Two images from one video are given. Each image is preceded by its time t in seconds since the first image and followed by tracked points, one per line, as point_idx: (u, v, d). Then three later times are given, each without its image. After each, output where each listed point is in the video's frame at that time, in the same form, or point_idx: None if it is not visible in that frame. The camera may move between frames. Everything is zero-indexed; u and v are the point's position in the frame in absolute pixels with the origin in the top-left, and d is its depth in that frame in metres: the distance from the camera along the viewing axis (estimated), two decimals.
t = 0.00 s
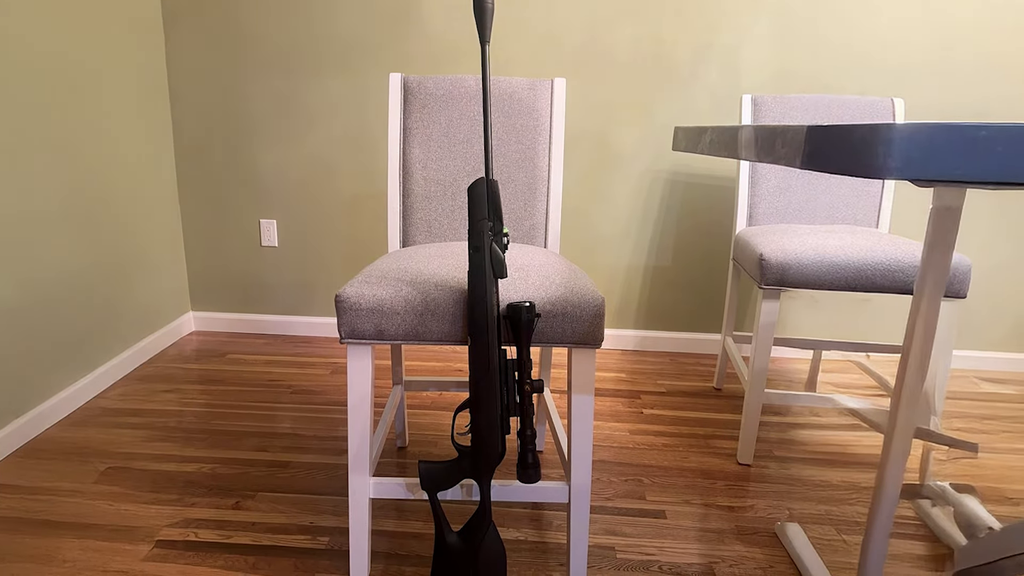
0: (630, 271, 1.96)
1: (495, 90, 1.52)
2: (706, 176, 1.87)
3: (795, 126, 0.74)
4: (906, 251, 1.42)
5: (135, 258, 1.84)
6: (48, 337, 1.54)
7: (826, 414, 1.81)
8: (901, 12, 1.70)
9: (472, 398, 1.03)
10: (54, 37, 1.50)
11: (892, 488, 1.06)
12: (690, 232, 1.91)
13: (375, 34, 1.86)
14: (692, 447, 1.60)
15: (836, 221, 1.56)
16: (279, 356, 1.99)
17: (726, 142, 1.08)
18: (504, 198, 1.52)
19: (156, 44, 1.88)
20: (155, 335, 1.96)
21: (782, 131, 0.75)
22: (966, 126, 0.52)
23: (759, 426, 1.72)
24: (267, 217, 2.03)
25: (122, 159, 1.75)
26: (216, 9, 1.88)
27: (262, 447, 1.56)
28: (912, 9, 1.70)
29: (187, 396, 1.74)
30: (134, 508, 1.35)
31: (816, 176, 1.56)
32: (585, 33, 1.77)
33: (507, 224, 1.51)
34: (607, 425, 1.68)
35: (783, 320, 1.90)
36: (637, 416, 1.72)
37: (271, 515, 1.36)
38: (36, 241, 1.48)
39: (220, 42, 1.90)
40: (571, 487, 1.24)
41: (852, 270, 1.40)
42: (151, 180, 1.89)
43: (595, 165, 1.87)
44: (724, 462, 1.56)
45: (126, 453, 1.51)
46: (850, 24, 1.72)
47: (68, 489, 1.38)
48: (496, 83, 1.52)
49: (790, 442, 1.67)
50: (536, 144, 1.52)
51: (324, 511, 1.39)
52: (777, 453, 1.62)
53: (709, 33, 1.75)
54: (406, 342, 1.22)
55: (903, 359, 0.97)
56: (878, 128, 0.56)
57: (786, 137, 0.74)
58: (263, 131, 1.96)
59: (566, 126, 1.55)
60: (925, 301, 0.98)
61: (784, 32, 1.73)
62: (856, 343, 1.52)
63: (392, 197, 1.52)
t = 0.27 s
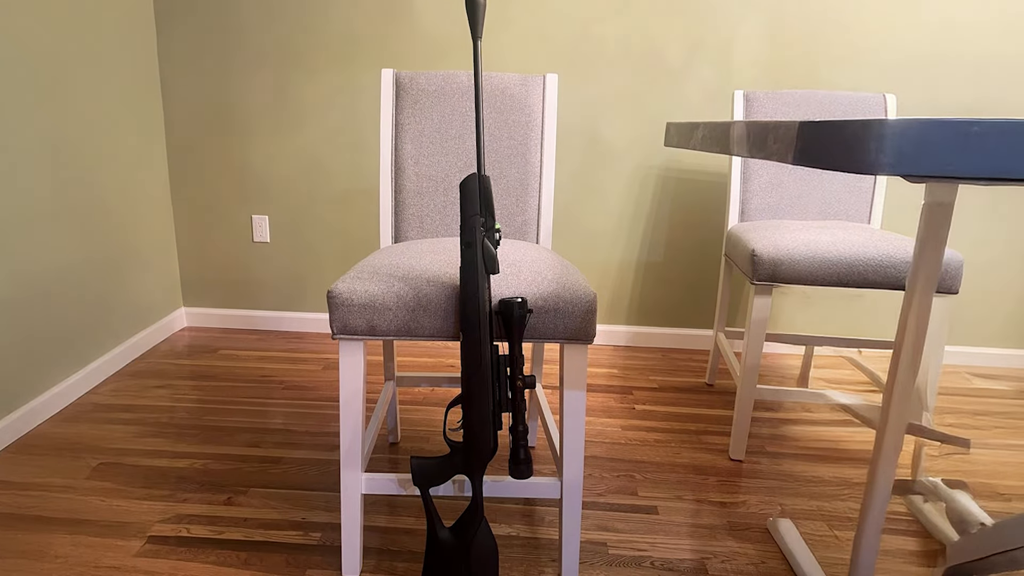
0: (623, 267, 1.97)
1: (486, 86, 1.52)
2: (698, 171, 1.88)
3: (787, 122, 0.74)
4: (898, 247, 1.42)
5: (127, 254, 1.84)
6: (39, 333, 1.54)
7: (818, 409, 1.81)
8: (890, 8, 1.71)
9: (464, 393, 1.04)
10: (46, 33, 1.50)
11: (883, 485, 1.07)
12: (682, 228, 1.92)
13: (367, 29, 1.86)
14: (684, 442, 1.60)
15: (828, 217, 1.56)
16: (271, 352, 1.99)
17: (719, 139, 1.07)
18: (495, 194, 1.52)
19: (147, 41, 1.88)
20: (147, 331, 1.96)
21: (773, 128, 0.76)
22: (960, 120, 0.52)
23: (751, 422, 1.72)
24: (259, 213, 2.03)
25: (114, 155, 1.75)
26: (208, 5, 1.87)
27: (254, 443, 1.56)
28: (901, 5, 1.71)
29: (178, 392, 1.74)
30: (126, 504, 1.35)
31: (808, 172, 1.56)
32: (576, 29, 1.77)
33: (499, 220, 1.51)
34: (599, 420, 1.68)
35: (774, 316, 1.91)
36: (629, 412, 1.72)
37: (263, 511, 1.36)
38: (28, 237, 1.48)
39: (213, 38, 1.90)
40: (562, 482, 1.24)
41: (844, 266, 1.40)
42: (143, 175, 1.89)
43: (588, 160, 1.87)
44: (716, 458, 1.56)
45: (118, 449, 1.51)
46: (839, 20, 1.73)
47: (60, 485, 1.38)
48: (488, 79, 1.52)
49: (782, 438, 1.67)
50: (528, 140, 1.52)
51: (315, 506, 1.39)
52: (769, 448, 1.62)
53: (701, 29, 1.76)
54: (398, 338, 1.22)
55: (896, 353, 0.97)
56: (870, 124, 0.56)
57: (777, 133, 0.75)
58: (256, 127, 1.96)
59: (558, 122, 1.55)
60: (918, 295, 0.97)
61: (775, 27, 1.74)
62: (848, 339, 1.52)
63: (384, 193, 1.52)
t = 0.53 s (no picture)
0: (615, 262, 1.97)
1: (478, 82, 1.51)
2: (690, 167, 1.89)
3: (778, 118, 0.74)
4: (890, 242, 1.43)
5: (119, 250, 1.84)
6: (32, 329, 1.54)
7: (810, 405, 1.81)
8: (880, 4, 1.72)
9: (455, 389, 1.03)
10: (39, 28, 1.49)
11: (875, 482, 1.06)
12: (675, 224, 1.92)
13: (359, 24, 1.86)
14: (676, 438, 1.61)
15: (820, 212, 1.57)
16: (263, 347, 1.99)
17: (710, 133, 1.07)
18: (487, 189, 1.51)
19: (140, 36, 1.88)
20: (139, 326, 1.96)
21: (766, 124, 0.75)
22: (952, 116, 0.53)
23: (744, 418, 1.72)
24: (251, 208, 2.03)
25: (105, 150, 1.75)
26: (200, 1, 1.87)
27: (246, 439, 1.56)
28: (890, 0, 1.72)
29: (170, 387, 1.74)
30: (118, 499, 1.35)
31: (800, 167, 1.56)
32: (568, 25, 1.78)
33: (491, 215, 1.51)
34: (591, 416, 1.69)
35: (767, 311, 1.92)
36: (621, 408, 1.72)
37: (255, 506, 1.36)
38: (21, 232, 1.48)
39: (205, 34, 1.90)
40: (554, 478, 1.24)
41: (836, 262, 1.40)
42: (135, 171, 1.89)
43: (579, 156, 1.88)
44: (708, 454, 1.56)
45: (110, 445, 1.51)
46: (829, 16, 1.74)
47: (51, 481, 1.38)
48: (480, 75, 1.52)
49: (774, 434, 1.67)
50: (520, 135, 1.52)
51: (307, 502, 1.39)
52: (761, 444, 1.62)
53: (693, 25, 1.76)
54: (390, 334, 1.21)
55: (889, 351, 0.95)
56: (864, 118, 0.57)
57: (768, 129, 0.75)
58: (248, 123, 1.96)
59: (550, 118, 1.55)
60: (910, 291, 0.96)
61: (766, 23, 1.75)
62: (839, 334, 1.52)
63: (376, 189, 1.52)
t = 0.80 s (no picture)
0: (607, 257, 1.99)
1: (470, 77, 1.51)
2: (682, 161, 1.90)
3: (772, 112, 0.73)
4: (882, 237, 1.43)
5: (110, 245, 1.84)
6: (24, 324, 1.54)
7: (802, 401, 1.82)
8: None
9: (448, 384, 1.03)
10: (30, 23, 1.49)
11: (868, 475, 1.08)
12: (666, 219, 1.93)
13: (351, 19, 1.87)
14: (668, 433, 1.61)
15: (812, 208, 1.57)
16: (255, 342, 1.99)
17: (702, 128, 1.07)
18: (479, 184, 1.51)
19: (131, 32, 1.88)
20: (131, 322, 1.96)
21: (760, 118, 0.75)
22: (944, 111, 0.53)
23: (736, 413, 1.72)
24: (243, 204, 2.04)
25: (97, 146, 1.75)
26: None
27: (238, 434, 1.56)
28: None
29: (162, 382, 1.74)
30: (110, 495, 1.35)
31: (792, 162, 1.57)
32: (560, 19, 1.79)
33: (482, 210, 1.51)
34: (583, 411, 1.69)
35: (760, 306, 1.93)
36: (613, 403, 1.72)
37: (246, 502, 1.36)
38: (12, 227, 1.47)
39: (197, 29, 1.90)
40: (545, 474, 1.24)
41: (829, 257, 1.40)
42: (128, 167, 1.89)
43: (571, 151, 1.89)
44: (700, 449, 1.56)
45: (102, 440, 1.51)
46: (819, 10, 1.75)
47: (43, 476, 1.38)
48: (472, 70, 1.52)
49: (766, 429, 1.67)
50: (512, 130, 1.52)
51: (299, 497, 1.39)
52: (753, 439, 1.63)
53: (685, 20, 1.77)
54: (382, 329, 1.21)
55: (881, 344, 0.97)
56: (856, 114, 0.57)
57: (762, 124, 0.74)
58: (241, 119, 1.96)
59: (542, 112, 1.55)
60: (901, 286, 0.98)
61: (758, 18, 1.76)
62: (830, 330, 1.53)
63: (368, 184, 1.52)
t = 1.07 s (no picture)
0: (598, 253, 2.02)
1: (462, 73, 1.51)
2: (672, 157, 1.93)
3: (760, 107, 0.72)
4: (872, 233, 1.43)
5: (101, 241, 1.83)
6: (15, 319, 1.54)
7: (793, 396, 1.82)
8: None
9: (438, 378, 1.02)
10: (21, 17, 1.49)
11: (859, 471, 1.04)
12: (657, 214, 1.96)
13: (343, 14, 1.87)
14: (659, 429, 1.61)
15: (802, 203, 1.58)
16: (246, 338, 1.99)
17: (696, 126, 1.05)
18: (470, 180, 1.51)
19: (122, 27, 1.88)
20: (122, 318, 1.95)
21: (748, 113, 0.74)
22: (935, 108, 0.53)
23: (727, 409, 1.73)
24: (234, 199, 2.04)
25: (87, 141, 1.75)
26: None
27: (229, 429, 1.56)
28: None
29: (154, 378, 1.74)
30: (102, 490, 1.34)
31: (783, 158, 1.57)
32: (552, 15, 1.82)
33: (474, 206, 1.51)
34: (575, 407, 1.69)
35: (751, 302, 1.96)
36: (605, 399, 1.73)
37: (238, 497, 1.36)
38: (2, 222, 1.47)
39: (189, 25, 1.90)
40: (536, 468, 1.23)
41: (820, 252, 1.40)
42: (118, 161, 1.89)
43: (564, 146, 1.92)
44: (691, 445, 1.56)
45: (94, 435, 1.51)
46: (807, 8, 1.79)
47: (35, 472, 1.38)
48: (464, 66, 1.52)
49: (757, 425, 1.68)
50: (503, 126, 1.52)
51: (290, 493, 1.39)
52: (745, 435, 1.63)
53: (677, 16, 1.81)
54: (374, 325, 1.18)
55: (872, 341, 0.94)
56: (849, 111, 0.57)
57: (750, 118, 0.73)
58: (233, 114, 1.96)
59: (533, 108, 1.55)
60: (893, 283, 0.94)
61: (748, 14, 1.80)
62: (822, 325, 1.52)
63: (359, 179, 1.52)
